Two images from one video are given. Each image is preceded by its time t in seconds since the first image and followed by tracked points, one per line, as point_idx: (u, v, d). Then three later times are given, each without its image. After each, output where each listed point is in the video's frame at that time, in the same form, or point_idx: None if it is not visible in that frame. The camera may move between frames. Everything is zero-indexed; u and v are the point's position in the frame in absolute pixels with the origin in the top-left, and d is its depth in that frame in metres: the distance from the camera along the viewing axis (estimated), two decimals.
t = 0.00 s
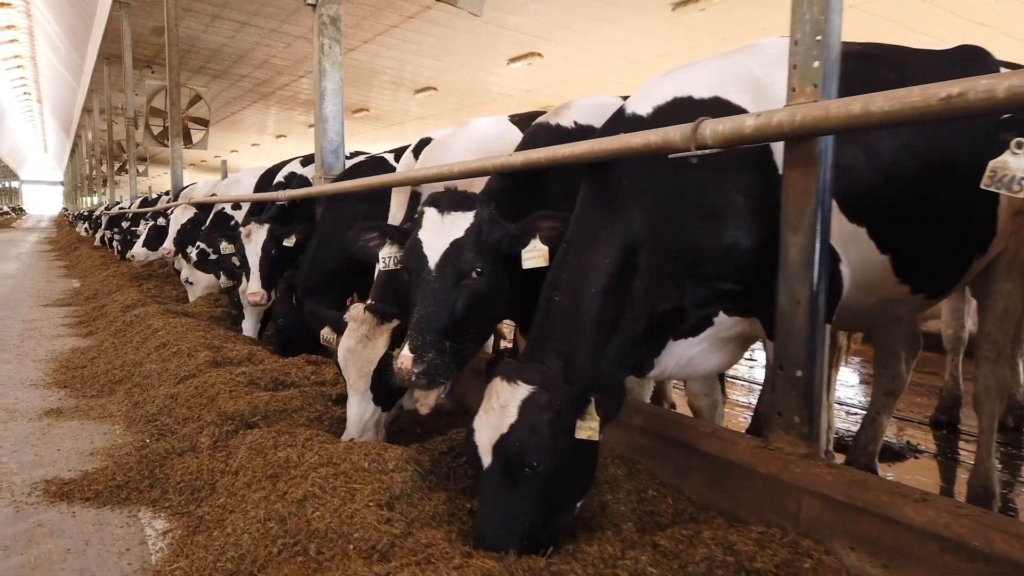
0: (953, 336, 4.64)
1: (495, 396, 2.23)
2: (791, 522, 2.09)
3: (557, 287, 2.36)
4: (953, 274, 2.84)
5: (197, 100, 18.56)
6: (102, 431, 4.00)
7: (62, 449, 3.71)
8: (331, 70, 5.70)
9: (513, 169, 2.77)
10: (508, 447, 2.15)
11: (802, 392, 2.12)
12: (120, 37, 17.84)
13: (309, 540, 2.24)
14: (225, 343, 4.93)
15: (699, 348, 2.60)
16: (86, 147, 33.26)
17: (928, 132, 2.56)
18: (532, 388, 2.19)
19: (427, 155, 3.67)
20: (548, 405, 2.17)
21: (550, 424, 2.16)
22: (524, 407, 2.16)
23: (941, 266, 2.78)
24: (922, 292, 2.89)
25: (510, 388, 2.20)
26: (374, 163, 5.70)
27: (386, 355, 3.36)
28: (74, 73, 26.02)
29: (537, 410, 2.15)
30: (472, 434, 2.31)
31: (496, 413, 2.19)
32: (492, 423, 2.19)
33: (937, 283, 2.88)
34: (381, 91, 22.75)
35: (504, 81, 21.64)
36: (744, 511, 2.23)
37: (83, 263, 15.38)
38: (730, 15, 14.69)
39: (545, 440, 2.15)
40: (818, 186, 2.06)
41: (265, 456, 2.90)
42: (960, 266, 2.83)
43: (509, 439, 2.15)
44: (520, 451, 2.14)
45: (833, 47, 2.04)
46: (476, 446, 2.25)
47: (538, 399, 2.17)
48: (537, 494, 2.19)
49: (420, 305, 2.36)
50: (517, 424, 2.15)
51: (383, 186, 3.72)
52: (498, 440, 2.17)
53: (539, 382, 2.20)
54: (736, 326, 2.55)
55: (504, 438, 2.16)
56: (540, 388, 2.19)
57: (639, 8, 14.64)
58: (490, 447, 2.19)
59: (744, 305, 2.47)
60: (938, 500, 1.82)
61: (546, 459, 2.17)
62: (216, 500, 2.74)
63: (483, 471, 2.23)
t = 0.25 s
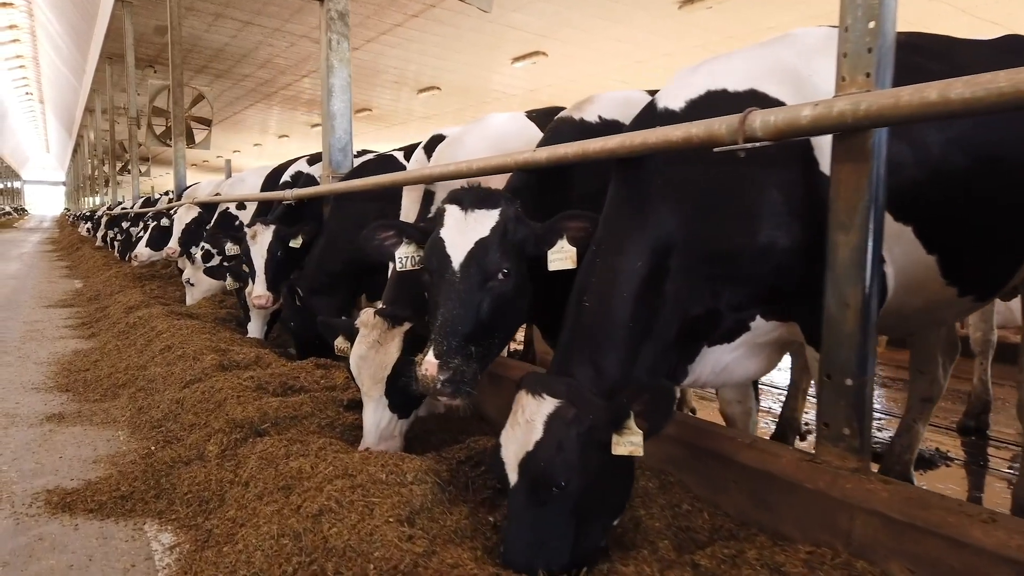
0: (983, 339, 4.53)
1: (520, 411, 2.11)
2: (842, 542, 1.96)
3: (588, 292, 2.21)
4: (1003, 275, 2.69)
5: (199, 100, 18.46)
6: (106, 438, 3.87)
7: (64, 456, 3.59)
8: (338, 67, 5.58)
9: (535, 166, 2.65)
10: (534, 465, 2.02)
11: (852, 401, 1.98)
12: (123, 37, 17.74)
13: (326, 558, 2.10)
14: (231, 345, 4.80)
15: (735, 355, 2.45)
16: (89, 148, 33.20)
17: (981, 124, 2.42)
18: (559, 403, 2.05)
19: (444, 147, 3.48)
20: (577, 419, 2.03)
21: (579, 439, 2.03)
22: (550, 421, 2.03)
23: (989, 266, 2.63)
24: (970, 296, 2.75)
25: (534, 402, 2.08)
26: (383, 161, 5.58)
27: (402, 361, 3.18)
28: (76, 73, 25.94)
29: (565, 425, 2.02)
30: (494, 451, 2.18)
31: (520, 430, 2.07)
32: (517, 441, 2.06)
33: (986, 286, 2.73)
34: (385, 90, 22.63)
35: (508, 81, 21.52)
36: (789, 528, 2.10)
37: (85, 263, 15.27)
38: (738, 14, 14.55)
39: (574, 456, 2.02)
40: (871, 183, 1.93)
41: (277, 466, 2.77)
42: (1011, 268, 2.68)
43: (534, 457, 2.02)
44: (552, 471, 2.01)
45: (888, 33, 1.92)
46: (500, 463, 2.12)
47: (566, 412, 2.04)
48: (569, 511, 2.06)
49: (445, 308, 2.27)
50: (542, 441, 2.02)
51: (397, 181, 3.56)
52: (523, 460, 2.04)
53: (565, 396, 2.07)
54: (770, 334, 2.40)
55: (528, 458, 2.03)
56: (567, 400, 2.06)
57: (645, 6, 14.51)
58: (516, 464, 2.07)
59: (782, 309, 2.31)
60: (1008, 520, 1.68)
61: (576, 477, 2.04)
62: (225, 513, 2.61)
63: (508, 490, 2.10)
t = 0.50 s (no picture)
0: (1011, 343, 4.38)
1: (564, 413, 1.98)
2: (898, 566, 1.85)
3: (625, 301, 2.09)
4: None
5: (202, 100, 18.35)
6: (108, 446, 3.74)
7: (65, 467, 3.46)
8: (346, 64, 5.46)
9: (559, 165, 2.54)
10: (575, 477, 1.89)
11: (907, 417, 1.83)
12: (124, 36, 17.62)
13: None
14: (237, 350, 4.68)
15: (771, 364, 2.32)
16: (90, 148, 33.10)
17: None
18: (607, 415, 1.94)
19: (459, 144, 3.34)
20: (625, 435, 1.92)
21: (626, 455, 1.92)
22: (598, 433, 1.91)
23: None
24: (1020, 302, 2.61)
25: (583, 409, 1.96)
26: (392, 161, 5.45)
27: (414, 369, 3.01)
28: (77, 73, 25.84)
29: (613, 440, 1.91)
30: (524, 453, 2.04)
31: (566, 435, 1.94)
32: (559, 447, 1.93)
33: None
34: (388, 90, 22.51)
35: (512, 80, 21.38)
36: (837, 550, 2.00)
37: (87, 264, 15.15)
38: (744, 12, 14.40)
39: (614, 474, 1.90)
40: (929, 183, 1.78)
41: (287, 479, 2.64)
42: None
43: (578, 469, 1.89)
44: (589, 491, 1.89)
45: (947, 22, 1.76)
46: (531, 468, 1.98)
47: (614, 427, 1.92)
48: (591, 532, 1.95)
49: (468, 316, 2.18)
50: (591, 453, 1.89)
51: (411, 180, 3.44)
52: (564, 468, 1.91)
53: (615, 408, 1.95)
54: (814, 340, 2.30)
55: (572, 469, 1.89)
56: (617, 415, 1.94)
57: (651, 5, 14.36)
58: (551, 473, 1.93)
59: (826, 315, 2.18)
60: None
61: (616, 495, 1.93)
62: (234, 529, 2.48)
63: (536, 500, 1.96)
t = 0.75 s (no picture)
0: None
1: (581, 436, 1.85)
2: None
3: (654, 303, 1.96)
4: None
5: (204, 100, 18.26)
6: (110, 455, 3.63)
7: (66, 477, 3.35)
8: (353, 62, 5.34)
9: (583, 165, 2.41)
10: (597, 506, 1.75)
11: (963, 434, 1.68)
12: (127, 36, 17.52)
13: None
14: (242, 355, 4.56)
15: (809, 376, 2.24)
16: (93, 148, 33.03)
17: None
18: (627, 437, 1.81)
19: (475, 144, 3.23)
20: (647, 458, 1.78)
21: (648, 480, 1.78)
22: (618, 459, 1.78)
23: None
24: None
25: (600, 431, 1.82)
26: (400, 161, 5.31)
27: (423, 383, 2.90)
28: (80, 73, 25.75)
29: (635, 465, 1.77)
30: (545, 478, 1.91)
31: (582, 460, 1.80)
32: (577, 474, 1.79)
33: None
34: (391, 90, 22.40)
35: (516, 80, 21.26)
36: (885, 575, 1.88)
37: (90, 265, 15.04)
38: (751, 11, 14.27)
39: (640, 500, 1.76)
40: (989, 180, 1.62)
41: (298, 494, 2.52)
42: None
43: (598, 498, 1.75)
44: (616, 520, 1.75)
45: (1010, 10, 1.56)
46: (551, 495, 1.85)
47: (637, 450, 1.78)
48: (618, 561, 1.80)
49: (501, 332, 2.07)
50: (611, 479, 1.75)
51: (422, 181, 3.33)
52: (582, 498, 1.77)
53: (636, 430, 1.82)
54: (855, 350, 2.18)
55: (591, 498, 1.76)
56: (637, 436, 1.81)
57: (657, 4, 14.23)
58: (571, 502, 1.79)
59: (868, 321, 2.06)
60: None
61: (642, 523, 1.79)
62: (241, 547, 2.36)
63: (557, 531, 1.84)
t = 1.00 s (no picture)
0: None
1: (632, 447, 1.81)
2: None
3: (701, 316, 1.92)
4: None
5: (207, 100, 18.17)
6: (114, 464, 3.52)
7: (69, 488, 3.24)
8: (361, 60, 5.24)
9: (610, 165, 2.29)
10: (644, 521, 1.72)
11: None
12: (128, 36, 17.41)
13: None
14: (249, 359, 4.45)
15: (861, 391, 2.17)
16: (94, 149, 32.91)
17: None
18: (683, 454, 1.77)
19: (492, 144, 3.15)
20: (702, 478, 1.74)
21: (702, 500, 1.73)
22: (670, 475, 1.74)
23: None
24: None
25: (654, 444, 1.79)
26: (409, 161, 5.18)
27: (440, 394, 2.78)
28: (81, 73, 25.63)
29: (689, 482, 1.73)
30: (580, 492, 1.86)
31: (632, 470, 1.77)
32: (626, 485, 1.75)
33: None
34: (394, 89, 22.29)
35: (519, 80, 21.14)
36: None
37: (91, 266, 14.92)
38: (757, 10, 14.14)
39: (693, 523, 1.72)
40: None
41: (310, 509, 2.41)
42: None
43: (648, 512, 1.72)
44: (661, 541, 1.70)
45: None
46: (590, 507, 1.80)
47: (691, 469, 1.74)
48: None
49: (532, 337, 2.03)
50: (663, 497, 1.71)
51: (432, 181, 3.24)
52: (629, 511, 1.73)
53: (692, 447, 1.78)
54: (908, 361, 2.12)
55: (639, 513, 1.72)
56: (693, 454, 1.77)
57: (662, 3, 14.12)
58: (614, 516, 1.75)
59: (918, 332, 2.05)
60: None
61: (692, 546, 1.73)
62: (251, 564, 2.24)
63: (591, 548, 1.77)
